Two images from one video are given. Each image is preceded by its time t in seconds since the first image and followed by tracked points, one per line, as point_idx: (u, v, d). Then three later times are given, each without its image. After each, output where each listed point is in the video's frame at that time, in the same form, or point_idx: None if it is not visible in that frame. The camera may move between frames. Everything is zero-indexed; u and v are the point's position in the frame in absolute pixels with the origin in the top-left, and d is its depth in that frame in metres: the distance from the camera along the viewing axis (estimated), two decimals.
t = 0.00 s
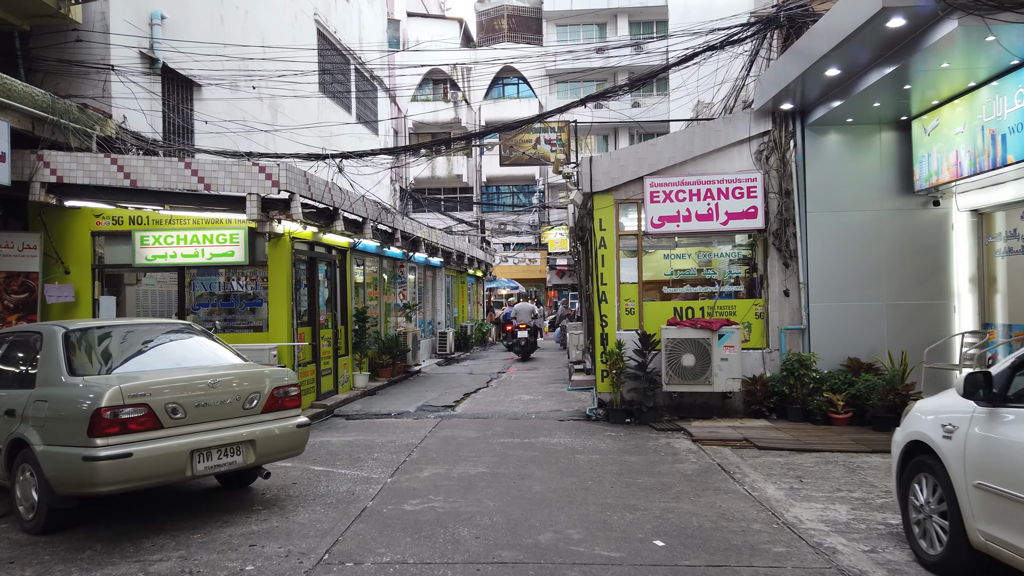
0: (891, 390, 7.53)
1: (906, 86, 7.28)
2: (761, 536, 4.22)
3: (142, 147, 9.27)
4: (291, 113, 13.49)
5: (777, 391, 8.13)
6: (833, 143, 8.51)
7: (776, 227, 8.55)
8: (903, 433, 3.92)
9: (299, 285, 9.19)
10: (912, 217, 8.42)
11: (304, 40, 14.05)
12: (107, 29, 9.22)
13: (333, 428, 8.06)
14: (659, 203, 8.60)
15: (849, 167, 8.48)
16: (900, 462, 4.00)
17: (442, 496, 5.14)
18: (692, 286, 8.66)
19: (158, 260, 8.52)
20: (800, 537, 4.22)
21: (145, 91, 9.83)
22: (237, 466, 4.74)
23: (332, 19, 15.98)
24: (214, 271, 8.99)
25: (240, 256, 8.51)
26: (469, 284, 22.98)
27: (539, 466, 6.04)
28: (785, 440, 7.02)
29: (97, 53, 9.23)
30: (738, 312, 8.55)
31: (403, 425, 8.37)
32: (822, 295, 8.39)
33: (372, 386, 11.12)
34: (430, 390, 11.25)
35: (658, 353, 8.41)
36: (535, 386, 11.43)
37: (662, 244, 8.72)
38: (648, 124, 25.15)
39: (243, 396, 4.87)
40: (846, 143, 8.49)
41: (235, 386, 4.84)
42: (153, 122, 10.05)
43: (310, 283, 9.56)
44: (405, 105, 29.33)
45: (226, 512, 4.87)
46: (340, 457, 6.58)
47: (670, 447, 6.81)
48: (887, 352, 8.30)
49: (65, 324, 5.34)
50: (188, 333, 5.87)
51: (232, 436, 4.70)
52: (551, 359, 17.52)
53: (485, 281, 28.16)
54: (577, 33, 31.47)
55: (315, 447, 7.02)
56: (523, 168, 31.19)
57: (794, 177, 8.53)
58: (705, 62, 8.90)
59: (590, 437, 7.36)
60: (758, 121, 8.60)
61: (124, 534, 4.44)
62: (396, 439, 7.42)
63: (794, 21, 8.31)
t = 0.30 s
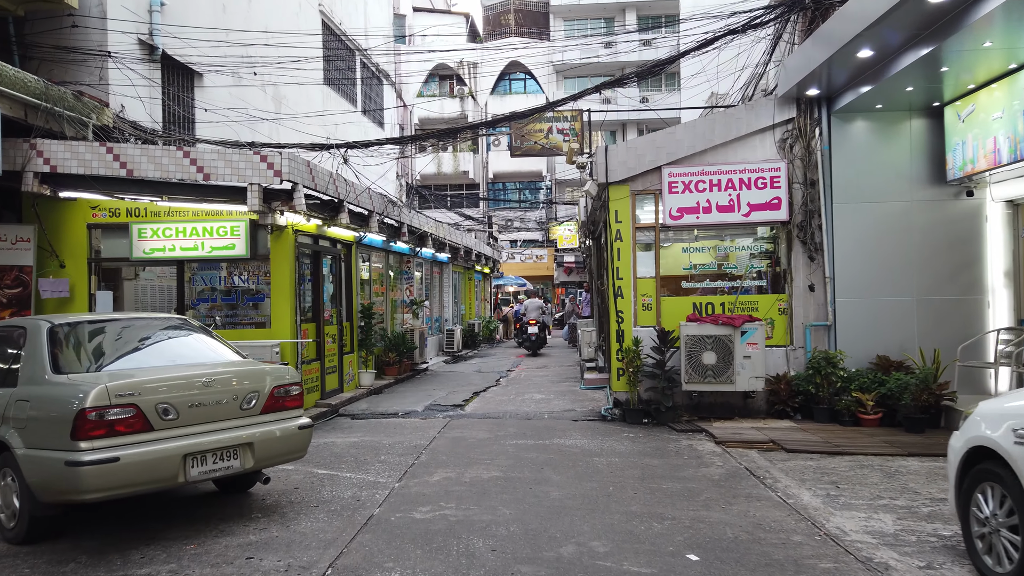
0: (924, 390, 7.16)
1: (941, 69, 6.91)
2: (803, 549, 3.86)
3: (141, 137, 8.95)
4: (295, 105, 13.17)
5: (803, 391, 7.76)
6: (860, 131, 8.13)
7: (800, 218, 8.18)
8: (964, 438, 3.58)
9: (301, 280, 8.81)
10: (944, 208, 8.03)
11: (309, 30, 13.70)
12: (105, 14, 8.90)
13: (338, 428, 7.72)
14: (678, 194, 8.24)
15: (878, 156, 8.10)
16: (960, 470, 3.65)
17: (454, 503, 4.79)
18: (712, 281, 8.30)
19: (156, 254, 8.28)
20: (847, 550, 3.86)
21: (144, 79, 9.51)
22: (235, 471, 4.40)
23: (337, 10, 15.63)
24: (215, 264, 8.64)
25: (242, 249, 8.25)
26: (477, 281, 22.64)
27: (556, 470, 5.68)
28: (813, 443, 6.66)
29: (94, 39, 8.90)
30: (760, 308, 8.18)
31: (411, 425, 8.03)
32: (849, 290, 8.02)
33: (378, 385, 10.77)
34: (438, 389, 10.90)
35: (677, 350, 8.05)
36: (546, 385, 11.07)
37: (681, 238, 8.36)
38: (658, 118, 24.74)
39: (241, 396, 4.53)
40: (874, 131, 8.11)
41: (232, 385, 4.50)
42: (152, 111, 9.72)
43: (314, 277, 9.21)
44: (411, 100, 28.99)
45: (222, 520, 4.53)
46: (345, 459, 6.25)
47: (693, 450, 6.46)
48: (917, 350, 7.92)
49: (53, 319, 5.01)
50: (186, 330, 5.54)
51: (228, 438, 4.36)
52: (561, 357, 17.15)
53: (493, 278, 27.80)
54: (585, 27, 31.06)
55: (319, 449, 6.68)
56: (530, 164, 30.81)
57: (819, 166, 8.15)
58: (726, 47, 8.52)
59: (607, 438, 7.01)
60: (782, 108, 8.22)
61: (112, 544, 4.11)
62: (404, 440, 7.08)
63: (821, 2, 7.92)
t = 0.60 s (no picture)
0: (955, 393, 6.81)
1: (976, 54, 6.52)
2: None
3: (133, 129, 8.58)
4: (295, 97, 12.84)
5: (825, 394, 7.39)
6: (884, 121, 7.74)
7: (822, 213, 7.79)
8: None
9: (300, 277, 8.43)
10: (973, 202, 7.63)
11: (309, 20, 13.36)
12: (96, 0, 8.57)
13: (338, 433, 7.38)
14: (693, 187, 7.88)
15: (903, 147, 7.72)
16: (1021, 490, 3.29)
17: (459, 519, 4.44)
18: (728, 279, 7.93)
19: (149, 250, 7.87)
20: None
21: (138, 68, 9.15)
22: (222, 486, 4.05)
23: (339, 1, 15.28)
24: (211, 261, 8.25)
25: (238, 245, 7.88)
26: (482, 277, 22.27)
27: (568, 481, 5.33)
28: (839, 450, 6.29)
29: (85, 27, 8.58)
30: (780, 306, 7.81)
31: (414, 429, 7.69)
32: (873, 288, 7.64)
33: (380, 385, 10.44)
34: (441, 389, 10.55)
35: (692, 351, 7.68)
36: (553, 385, 10.71)
37: (696, 233, 7.98)
38: (666, 112, 24.32)
39: (228, 404, 4.18)
40: (899, 121, 7.73)
41: (219, 393, 4.16)
42: (146, 102, 9.37)
43: (313, 275, 8.84)
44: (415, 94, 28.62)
45: (209, 538, 4.19)
46: (344, 468, 5.90)
47: (712, 458, 6.10)
48: (945, 351, 7.54)
49: (33, 321, 4.68)
50: (178, 334, 5.19)
51: (214, 451, 4.01)
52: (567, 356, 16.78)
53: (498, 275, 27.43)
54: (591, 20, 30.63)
55: (316, 456, 6.35)
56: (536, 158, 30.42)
57: (842, 158, 7.76)
58: (744, 32, 8.13)
59: (621, 444, 6.66)
60: (803, 97, 7.83)
61: (86, 568, 3.76)
62: (406, 446, 6.74)
63: None
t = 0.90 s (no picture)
0: (988, 398, 6.41)
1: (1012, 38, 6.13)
2: None
3: (123, 121, 8.21)
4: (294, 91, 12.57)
5: (847, 397, 7.03)
6: (909, 111, 7.38)
7: (843, 207, 7.42)
8: None
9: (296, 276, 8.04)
10: (1002, 195, 7.26)
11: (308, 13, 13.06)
12: None
13: (336, 439, 7.03)
14: (708, 180, 7.50)
15: (929, 138, 7.35)
16: None
17: (464, 537, 4.09)
18: (744, 276, 7.57)
19: (138, 247, 7.54)
20: None
21: (128, 58, 8.80)
22: (204, 504, 3.69)
23: None
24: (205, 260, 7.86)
25: (231, 243, 7.56)
26: (485, 276, 21.89)
27: (580, 493, 4.97)
28: (867, 457, 5.92)
29: (72, 15, 8.21)
30: (799, 305, 7.45)
31: (415, 435, 7.33)
32: (897, 286, 7.28)
33: (380, 387, 10.09)
34: (444, 392, 10.19)
35: (707, 353, 7.31)
36: (560, 387, 10.34)
37: (710, 228, 7.64)
38: (671, 107, 23.93)
39: (212, 414, 3.82)
40: (924, 110, 7.36)
41: (202, 401, 3.81)
42: (138, 93, 9.03)
43: (310, 273, 8.48)
44: (416, 91, 28.27)
45: (191, 559, 3.83)
46: (341, 478, 5.55)
47: (732, 466, 5.74)
48: (973, 352, 7.18)
49: (9, 322, 4.35)
50: (166, 338, 4.84)
51: (195, 465, 3.66)
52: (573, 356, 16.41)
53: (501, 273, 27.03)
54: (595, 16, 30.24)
55: (312, 465, 5.99)
56: (539, 155, 30.04)
57: (865, 149, 7.39)
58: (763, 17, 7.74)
59: (634, 451, 6.30)
60: (824, 85, 7.46)
61: None
62: (407, 453, 6.39)
63: None
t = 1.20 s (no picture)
0: None
1: None
2: None
3: (111, 114, 7.89)
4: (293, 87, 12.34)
5: (872, 403, 6.68)
6: (935, 102, 7.03)
7: (867, 203, 7.05)
8: None
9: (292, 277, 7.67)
10: None
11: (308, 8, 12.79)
12: None
13: (334, 448, 6.69)
14: (725, 175, 7.15)
15: (957, 130, 7.00)
16: None
17: (472, 561, 3.75)
18: (762, 276, 7.22)
19: (127, 246, 7.21)
20: None
21: (119, 50, 8.46)
22: (185, 527, 3.33)
23: None
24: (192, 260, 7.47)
25: (224, 240, 7.16)
26: (488, 275, 21.53)
27: (595, 509, 4.63)
28: (898, 468, 5.57)
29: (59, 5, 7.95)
30: (820, 307, 7.09)
31: (418, 443, 6.99)
32: (924, 286, 6.93)
33: (381, 391, 9.74)
34: (447, 396, 9.85)
35: (724, 356, 6.96)
36: (567, 391, 10.00)
37: (727, 226, 7.29)
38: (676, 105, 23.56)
39: (193, 427, 3.47)
40: (951, 101, 7.01)
41: (183, 412, 3.46)
42: (128, 86, 8.67)
43: (307, 272, 8.13)
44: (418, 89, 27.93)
45: None
46: (339, 491, 5.20)
47: (755, 478, 5.39)
48: (1005, 355, 6.83)
49: None
50: (153, 345, 4.48)
51: (174, 484, 3.30)
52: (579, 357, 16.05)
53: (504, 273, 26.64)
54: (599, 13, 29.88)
55: (308, 477, 5.65)
56: (542, 154, 29.68)
57: (890, 142, 7.03)
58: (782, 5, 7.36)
59: (649, 461, 5.96)
60: (847, 76, 7.09)
61: None
62: (409, 463, 6.04)
63: None
